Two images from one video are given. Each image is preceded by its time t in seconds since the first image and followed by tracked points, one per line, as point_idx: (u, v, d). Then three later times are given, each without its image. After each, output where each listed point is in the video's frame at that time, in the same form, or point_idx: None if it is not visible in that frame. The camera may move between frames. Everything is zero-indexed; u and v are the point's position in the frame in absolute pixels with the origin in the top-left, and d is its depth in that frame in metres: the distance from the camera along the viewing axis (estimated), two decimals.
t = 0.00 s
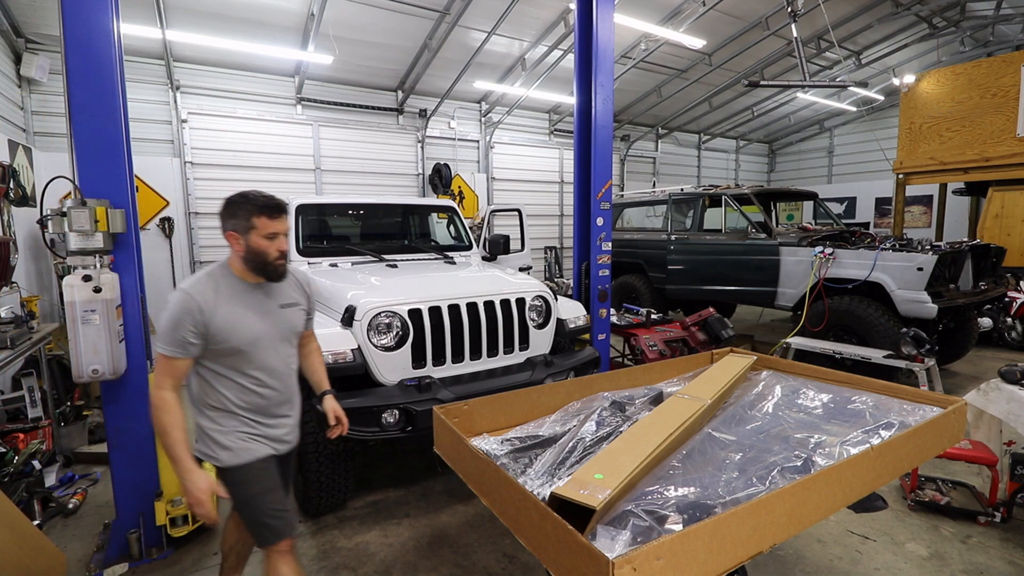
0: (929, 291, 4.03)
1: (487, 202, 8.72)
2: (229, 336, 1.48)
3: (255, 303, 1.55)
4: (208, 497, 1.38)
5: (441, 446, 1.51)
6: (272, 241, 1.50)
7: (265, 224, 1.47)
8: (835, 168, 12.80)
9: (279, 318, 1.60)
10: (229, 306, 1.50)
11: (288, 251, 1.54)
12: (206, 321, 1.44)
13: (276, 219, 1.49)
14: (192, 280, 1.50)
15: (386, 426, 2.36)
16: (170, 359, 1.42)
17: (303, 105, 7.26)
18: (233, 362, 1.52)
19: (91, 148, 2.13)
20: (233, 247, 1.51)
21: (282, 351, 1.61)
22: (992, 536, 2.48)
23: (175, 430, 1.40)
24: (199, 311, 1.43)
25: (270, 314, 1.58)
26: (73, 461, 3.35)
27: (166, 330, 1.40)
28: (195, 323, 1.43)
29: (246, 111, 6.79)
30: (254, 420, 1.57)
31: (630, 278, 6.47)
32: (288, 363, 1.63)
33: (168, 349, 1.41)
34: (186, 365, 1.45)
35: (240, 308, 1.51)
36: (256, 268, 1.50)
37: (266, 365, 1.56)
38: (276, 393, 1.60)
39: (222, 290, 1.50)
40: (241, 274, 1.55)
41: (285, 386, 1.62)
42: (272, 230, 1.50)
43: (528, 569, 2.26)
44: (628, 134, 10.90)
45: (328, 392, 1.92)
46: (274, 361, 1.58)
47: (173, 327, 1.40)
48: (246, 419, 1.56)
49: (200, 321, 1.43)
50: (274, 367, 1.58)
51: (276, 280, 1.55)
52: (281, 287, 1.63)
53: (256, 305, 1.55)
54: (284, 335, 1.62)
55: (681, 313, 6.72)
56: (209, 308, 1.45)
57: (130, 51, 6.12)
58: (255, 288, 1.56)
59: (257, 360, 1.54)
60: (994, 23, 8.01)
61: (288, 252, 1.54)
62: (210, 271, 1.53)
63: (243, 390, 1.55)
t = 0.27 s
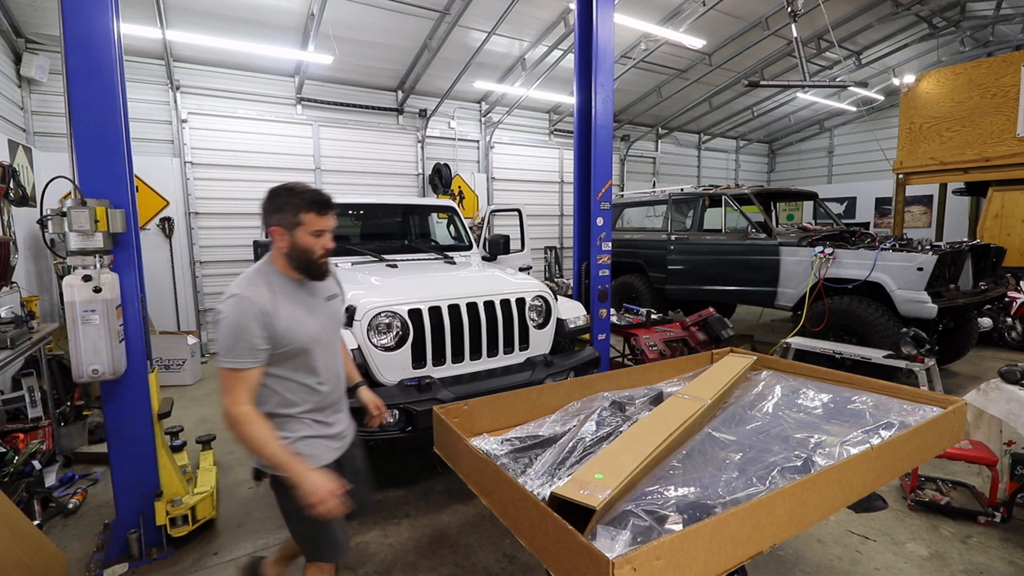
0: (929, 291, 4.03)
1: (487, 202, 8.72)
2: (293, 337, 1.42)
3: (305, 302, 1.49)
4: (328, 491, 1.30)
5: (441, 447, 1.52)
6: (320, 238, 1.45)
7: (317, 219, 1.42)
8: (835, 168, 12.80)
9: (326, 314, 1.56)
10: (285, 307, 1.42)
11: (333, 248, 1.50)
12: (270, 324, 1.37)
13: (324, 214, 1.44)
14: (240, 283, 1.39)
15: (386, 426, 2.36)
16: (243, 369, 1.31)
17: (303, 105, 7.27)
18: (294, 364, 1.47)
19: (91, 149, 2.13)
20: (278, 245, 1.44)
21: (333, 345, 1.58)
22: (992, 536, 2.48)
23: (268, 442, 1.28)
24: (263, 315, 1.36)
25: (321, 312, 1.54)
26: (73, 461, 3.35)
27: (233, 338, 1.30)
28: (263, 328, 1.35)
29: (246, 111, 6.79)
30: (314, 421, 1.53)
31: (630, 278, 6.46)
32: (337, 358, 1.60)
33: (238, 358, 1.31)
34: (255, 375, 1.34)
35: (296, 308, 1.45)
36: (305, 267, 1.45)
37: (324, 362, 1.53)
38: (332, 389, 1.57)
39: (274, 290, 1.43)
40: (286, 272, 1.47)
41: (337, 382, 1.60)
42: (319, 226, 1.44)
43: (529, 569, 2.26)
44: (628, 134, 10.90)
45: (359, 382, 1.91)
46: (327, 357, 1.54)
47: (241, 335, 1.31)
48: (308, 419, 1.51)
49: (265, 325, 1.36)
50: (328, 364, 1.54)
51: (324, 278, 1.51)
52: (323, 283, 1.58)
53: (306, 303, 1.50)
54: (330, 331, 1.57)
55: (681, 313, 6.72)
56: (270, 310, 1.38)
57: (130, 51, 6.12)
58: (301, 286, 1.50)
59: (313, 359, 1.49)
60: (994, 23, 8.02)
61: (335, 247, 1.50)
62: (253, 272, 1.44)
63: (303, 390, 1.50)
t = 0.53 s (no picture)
0: (929, 291, 4.03)
1: (487, 202, 8.71)
2: (350, 329, 1.46)
3: (358, 297, 1.53)
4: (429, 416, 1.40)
5: (441, 447, 1.52)
6: (379, 237, 1.48)
7: (379, 218, 1.46)
8: (835, 168, 12.80)
9: (374, 309, 1.60)
10: (343, 300, 1.45)
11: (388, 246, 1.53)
12: (331, 315, 1.40)
13: (385, 213, 1.47)
14: (301, 274, 1.41)
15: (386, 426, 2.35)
16: (309, 357, 1.33)
17: (303, 105, 7.27)
18: (345, 357, 1.50)
19: (91, 149, 2.13)
20: (338, 240, 1.47)
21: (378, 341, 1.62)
22: (992, 536, 2.48)
23: (350, 405, 1.32)
24: (326, 306, 1.38)
25: (370, 308, 1.58)
26: (73, 461, 3.35)
27: (301, 328, 1.32)
28: (327, 318, 1.37)
29: (245, 111, 6.79)
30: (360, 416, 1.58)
31: (630, 278, 6.47)
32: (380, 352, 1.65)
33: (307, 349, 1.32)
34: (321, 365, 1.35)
35: (353, 302, 1.48)
36: (363, 264, 1.49)
37: (370, 356, 1.57)
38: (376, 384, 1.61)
39: (333, 283, 1.45)
40: (342, 267, 1.50)
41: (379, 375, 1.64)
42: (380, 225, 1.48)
43: (529, 569, 2.26)
44: (628, 134, 10.90)
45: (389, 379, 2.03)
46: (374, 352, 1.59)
47: (309, 326, 1.33)
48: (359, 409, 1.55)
49: (328, 317, 1.39)
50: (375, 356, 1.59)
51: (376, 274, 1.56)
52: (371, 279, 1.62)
53: (360, 298, 1.53)
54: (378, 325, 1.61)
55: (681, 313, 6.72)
56: (333, 303, 1.41)
57: (130, 51, 6.12)
58: (355, 282, 1.53)
59: (363, 352, 1.53)
60: (994, 23, 8.01)
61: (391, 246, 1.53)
62: (311, 264, 1.46)
63: (352, 383, 1.54)
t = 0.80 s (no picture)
0: (929, 291, 4.04)
1: (487, 202, 8.71)
2: (405, 328, 1.52)
3: (414, 299, 1.59)
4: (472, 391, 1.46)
5: (441, 447, 1.52)
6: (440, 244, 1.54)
7: (443, 226, 1.52)
8: (835, 168, 12.80)
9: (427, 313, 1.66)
10: (402, 301, 1.51)
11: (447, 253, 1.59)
12: (390, 313, 1.46)
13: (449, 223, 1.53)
14: (366, 273, 1.47)
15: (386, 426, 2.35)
16: (367, 349, 1.38)
17: (303, 105, 7.27)
18: (397, 356, 1.56)
19: (91, 149, 2.13)
20: (403, 244, 1.53)
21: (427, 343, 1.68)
22: (992, 536, 2.48)
23: (400, 388, 1.39)
24: (387, 305, 1.44)
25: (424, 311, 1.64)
26: (73, 461, 3.35)
27: (362, 323, 1.38)
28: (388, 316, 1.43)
29: (245, 111, 6.79)
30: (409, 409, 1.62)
31: (630, 278, 6.46)
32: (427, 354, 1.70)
33: (365, 344, 1.38)
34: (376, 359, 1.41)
35: (409, 304, 1.54)
36: (423, 268, 1.55)
37: (420, 357, 1.63)
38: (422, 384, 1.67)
39: (394, 284, 1.51)
40: (402, 269, 1.56)
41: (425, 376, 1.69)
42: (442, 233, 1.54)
43: (530, 569, 2.26)
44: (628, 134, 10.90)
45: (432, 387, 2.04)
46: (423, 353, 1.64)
47: (370, 322, 1.38)
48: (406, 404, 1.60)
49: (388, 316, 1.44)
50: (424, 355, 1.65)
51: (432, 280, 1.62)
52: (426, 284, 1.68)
53: (416, 301, 1.59)
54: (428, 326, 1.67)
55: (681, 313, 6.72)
56: (393, 303, 1.46)
57: (130, 51, 6.13)
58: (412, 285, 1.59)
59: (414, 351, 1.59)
60: (994, 23, 8.02)
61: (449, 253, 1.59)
62: (374, 264, 1.52)
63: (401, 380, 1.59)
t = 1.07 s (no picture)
0: (928, 291, 4.04)
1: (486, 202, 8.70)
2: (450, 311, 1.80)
3: (461, 286, 1.86)
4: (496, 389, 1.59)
5: (441, 447, 1.52)
6: (485, 238, 1.81)
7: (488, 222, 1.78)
8: (835, 168, 12.80)
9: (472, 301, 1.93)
10: (450, 286, 1.79)
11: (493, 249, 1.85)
12: (439, 294, 1.74)
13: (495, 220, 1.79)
14: (422, 260, 1.77)
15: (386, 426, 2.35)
16: (416, 323, 1.67)
17: (303, 105, 7.27)
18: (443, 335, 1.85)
19: (90, 148, 2.13)
20: (455, 237, 1.81)
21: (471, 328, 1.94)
22: (992, 536, 2.48)
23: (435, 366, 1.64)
24: (436, 287, 1.72)
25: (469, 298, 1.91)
26: (73, 461, 3.35)
27: (412, 299, 1.67)
28: (437, 296, 1.71)
29: (245, 111, 6.78)
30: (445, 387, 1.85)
31: (630, 278, 6.47)
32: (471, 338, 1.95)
33: (414, 317, 1.66)
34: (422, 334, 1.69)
35: (455, 290, 1.81)
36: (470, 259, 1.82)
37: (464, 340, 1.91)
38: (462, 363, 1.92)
39: (444, 271, 1.80)
40: (453, 258, 1.85)
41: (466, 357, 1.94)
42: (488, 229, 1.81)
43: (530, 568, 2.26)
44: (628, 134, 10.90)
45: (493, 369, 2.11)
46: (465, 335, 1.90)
47: (419, 299, 1.67)
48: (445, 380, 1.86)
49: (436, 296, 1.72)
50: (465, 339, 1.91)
51: (478, 271, 1.90)
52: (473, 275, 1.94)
53: (461, 288, 1.86)
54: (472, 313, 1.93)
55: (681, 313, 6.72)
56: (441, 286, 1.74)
57: (130, 51, 6.12)
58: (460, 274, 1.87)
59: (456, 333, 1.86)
60: (994, 23, 8.02)
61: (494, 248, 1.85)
62: (431, 252, 1.82)
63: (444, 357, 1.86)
